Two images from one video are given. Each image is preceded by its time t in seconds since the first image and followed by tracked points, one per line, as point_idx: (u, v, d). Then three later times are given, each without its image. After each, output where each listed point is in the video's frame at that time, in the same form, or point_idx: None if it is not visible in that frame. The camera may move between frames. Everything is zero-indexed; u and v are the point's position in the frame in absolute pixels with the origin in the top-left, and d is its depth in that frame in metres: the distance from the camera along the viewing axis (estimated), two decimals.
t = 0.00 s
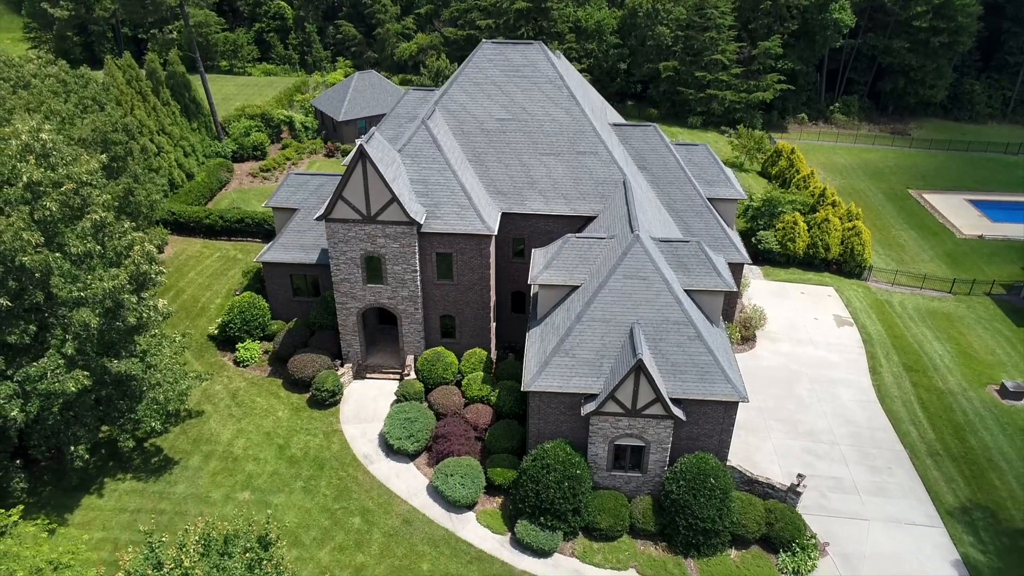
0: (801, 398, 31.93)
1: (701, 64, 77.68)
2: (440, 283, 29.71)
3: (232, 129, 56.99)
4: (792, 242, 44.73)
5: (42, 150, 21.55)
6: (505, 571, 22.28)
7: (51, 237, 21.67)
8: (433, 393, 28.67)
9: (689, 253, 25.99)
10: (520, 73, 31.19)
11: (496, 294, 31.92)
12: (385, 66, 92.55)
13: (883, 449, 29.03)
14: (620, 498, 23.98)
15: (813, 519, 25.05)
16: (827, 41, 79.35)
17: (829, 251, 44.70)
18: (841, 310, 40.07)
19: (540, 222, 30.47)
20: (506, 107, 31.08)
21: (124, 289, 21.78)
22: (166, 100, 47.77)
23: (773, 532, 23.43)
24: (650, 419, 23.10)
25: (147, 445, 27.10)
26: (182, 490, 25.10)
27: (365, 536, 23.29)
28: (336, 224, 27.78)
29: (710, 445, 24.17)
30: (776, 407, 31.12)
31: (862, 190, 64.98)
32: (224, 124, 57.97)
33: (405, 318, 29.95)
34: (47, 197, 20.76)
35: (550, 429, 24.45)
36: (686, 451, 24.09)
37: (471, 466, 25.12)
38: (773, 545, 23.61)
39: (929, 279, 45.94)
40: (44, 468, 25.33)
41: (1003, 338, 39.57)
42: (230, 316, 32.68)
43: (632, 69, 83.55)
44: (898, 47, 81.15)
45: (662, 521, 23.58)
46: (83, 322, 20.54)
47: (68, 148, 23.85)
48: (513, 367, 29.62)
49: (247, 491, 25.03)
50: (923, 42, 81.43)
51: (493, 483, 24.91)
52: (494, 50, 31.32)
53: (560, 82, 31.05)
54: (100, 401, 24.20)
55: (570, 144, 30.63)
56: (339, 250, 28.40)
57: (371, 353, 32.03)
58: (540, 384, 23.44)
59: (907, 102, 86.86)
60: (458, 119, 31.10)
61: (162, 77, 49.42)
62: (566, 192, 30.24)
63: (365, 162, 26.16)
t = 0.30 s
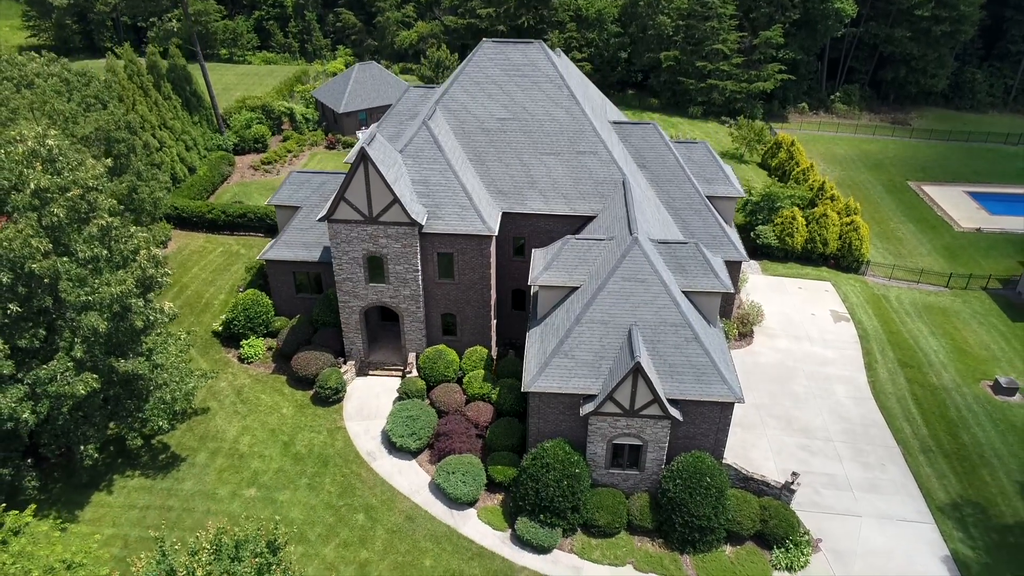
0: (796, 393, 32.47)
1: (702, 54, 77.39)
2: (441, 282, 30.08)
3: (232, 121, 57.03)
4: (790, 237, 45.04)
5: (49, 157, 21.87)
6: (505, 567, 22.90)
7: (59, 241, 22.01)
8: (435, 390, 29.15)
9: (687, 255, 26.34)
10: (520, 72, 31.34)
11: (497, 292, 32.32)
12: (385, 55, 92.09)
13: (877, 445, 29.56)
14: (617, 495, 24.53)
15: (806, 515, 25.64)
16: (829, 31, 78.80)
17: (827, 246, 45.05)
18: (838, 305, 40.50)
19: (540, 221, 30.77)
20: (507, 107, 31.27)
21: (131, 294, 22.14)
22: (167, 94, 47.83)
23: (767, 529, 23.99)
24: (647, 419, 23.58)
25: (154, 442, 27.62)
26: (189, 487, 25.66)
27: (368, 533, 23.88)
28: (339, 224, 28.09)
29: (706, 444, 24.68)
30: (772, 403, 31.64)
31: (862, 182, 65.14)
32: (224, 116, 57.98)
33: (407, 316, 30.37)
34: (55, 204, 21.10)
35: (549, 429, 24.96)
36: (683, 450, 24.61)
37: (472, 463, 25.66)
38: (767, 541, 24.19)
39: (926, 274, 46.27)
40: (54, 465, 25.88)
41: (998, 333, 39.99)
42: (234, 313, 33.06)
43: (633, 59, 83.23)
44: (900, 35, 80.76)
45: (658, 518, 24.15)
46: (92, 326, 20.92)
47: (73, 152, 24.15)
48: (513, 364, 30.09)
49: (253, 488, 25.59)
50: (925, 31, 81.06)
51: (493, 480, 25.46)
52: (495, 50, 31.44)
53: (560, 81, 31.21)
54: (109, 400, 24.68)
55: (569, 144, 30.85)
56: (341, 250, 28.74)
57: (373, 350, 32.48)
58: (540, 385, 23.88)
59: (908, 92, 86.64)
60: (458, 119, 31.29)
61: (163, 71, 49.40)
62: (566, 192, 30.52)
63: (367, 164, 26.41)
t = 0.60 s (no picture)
0: (793, 390, 32.98)
1: (703, 45, 77.13)
2: (443, 281, 30.47)
3: (233, 114, 57.08)
4: (788, 233, 45.39)
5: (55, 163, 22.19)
6: (506, 563, 23.49)
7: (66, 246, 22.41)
8: (436, 388, 29.63)
9: (685, 256, 26.70)
10: (521, 71, 31.51)
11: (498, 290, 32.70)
12: (385, 44, 91.57)
13: (870, 442, 30.10)
14: (615, 493, 25.10)
15: (800, 512, 26.21)
16: (830, 21, 78.17)
17: (825, 241, 45.36)
18: (835, 301, 40.91)
19: (540, 221, 31.09)
20: (507, 106, 31.47)
21: (137, 298, 22.58)
22: (169, 89, 47.92)
23: (761, 526, 24.57)
24: (645, 419, 24.07)
25: (161, 439, 28.17)
26: (197, 484, 26.22)
27: (372, 529, 24.47)
28: (341, 225, 28.41)
29: (702, 443, 25.20)
30: (768, 401, 32.15)
31: (860, 174, 65.32)
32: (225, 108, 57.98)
33: (409, 315, 30.79)
34: (63, 210, 21.48)
35: (548, 428, 25.47)
36: (680, 449, 25.12)
37: (474, 461, 26.20)
38: (761, 537, 24.78)
39: (923, 269, 46.60)
40: (64, 462, 26.44)
41: (993, 328, 40.43)
42: (238, 310, 33.46)
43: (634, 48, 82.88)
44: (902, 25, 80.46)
45: (655, 515, 24.73)
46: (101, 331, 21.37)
47: (78, 157, 24.44)
48: (513, 362, 30.54)
49: (259, 485, 26.16)
50: (927, 21, 80.75)
51: (494, 478, 26.01)
52: (496, 49, 31.57)
53: (561, 81, 31.38)
54: (117, 399, 25.18)
55: (569, 144, 31.10)
56: (343, 250, 29.09)
57: (375, 347, 32.93)
58: (540, 385, 24.34)
59: (909, 81, 86.43)
60: (459, 118, 31.49)
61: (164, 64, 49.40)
62: (566, 191, 30.80)
63: (369, 166, 26.66)
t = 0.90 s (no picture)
0: (789, 387, 33.50)
1: (703, 35, 76.87)
2: (443, 281, 30.86)
3: (234, 108, 57.13)
4: (786, 228, 45.72)
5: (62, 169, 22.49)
6: (506, 559, 24.10)
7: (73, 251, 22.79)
8: (438, 386, 30.12)
9: (683, 258, 27.08)
10: (521, 72, 31.68)
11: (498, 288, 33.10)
12: (384, 33, 91.20)
13: (864, 438, 30.67)
14: (614, 490, 25.68)
15: (794, 508, 26.80)
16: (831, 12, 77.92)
17: (823, 237, 45.68)
18: (832, 297, 41.34)
19: (540, 220, 31.43)
20: (507, 106, 31.68)
21: (144, 302, 23.01)
22: (170, 83, 47.97)
23: (756, 522, 25.15)
24: (642, 419, 24.56)
25: (168, 436, 28.71)
26: (203, 481, 26.78)
27: (375, 526, 25.07)
28: (343, 226, 28.71)
29: (699, 442, 25.72)
30: (764, 397, 32.68)
31: (859, 167, 65.51)
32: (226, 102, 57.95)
33: (410, 314, 31.21)
34: (70, 216, 21.84)
35: (548, 427, 25.97)
36: (677, 448, 25.65)
37: (475, 458, 26.75)
38: (756, 533, 25.38)
39: (920, 264, 46.98)
40: (73, 460, 26.98)
41: (988, 324, 40.88)
42: (242, 308, 33.87)
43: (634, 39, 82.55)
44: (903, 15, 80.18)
45: (652, 512, 25.32)
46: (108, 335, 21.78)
47: (84, 161, 24.71)
48: (514, 360, 31.00)
49: (264, 482, 26.73)
50: (929, 11, 80.47)
51: (495, 475, 26.58)
52: (496, 49, 31.73)
53: (560, 81, 31.57)
54: (124, 399, 25.67)
55: (569, 144, 31.36)
56: (346, 251, 29.43)
57: (377, 345, 33.41)
58: (540, 386, 24.81)
59: (910, 71, 86.26)
60: (459, 118, 31.71)
61: (164, 59, 49.41)
62: (566, 192, 31.12)
63: (371, 168, 26.91)
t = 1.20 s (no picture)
0: (784, 384, 34.04)
1: (703, 26, 76.65)
2: (444, 280, 31.29)
3: (234, 102, 57.23)
4: (784, 225, 46.09)
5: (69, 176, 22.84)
6: (506, 555, 24.73)
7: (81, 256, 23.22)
8: (439, 385, 30.64)
9: (680, 260, 27.48)
10: (521, 72, 31.91)
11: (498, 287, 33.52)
12: (384, 24, 90.82)
13: (858, 435, 31.25)
14: (611, 488, 26.27)
15: (787, 505, 27.41)
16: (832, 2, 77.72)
17: (820, 233, 46.09)
18: (829, 293, 41.80)
19: (540, 220, 31.78)
20: (507, 107, 31.93)
21: (151, 305, 23.48)
22: (171, 79, 48.11)
23: (750, 519, 25.79)
24: (639, 419, 25.08)
25: (174, 434, 29.27)
26: (210, 478, 27.36)
27: (378, 522, 25.69)
28: (346, 228, 29.06)
29: (694, 441, 26.27)
30: (760, 394, 33.22)
31: (858, 160, 65.73)
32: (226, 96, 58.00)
33: (412, 312, 31.67)
34: (78, 223, 22.25)
35: (547, 426, 26.50)
36: (673, 447, 26.21)
37: (475, 456, 27.33)
38: (750, 530, 26.02)
39: (916, 259, 47.40)
40: (82, 458, 27.55)
41: (982, 320, 41.35)
42: (246, 306, 34.30)
43: (635, 30, 82.27)
44: (904, 6, 79.99)
45: (648, 509, 25.94)
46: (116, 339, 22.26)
47: (89, 166, 25.01)
48: (513, 358, 31.49)
49: (270, 479, 27.32)
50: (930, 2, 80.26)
51: (495, 473, 27.16)
52: (496, 50, 31.94)
53: (560, 81, 31.79)
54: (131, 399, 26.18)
55: (568, 145, 31.65)
56: (348, 252, 29.82)
57: (379, 342, 33.90)
58: (540, 387, 25.30)
59: (910, 62, 86.14)
60: (460, 119, 31.98)
61: (165, 54, 49.45)
62: (565, 192, 31.46)
63: (372, 172, 27.22)
